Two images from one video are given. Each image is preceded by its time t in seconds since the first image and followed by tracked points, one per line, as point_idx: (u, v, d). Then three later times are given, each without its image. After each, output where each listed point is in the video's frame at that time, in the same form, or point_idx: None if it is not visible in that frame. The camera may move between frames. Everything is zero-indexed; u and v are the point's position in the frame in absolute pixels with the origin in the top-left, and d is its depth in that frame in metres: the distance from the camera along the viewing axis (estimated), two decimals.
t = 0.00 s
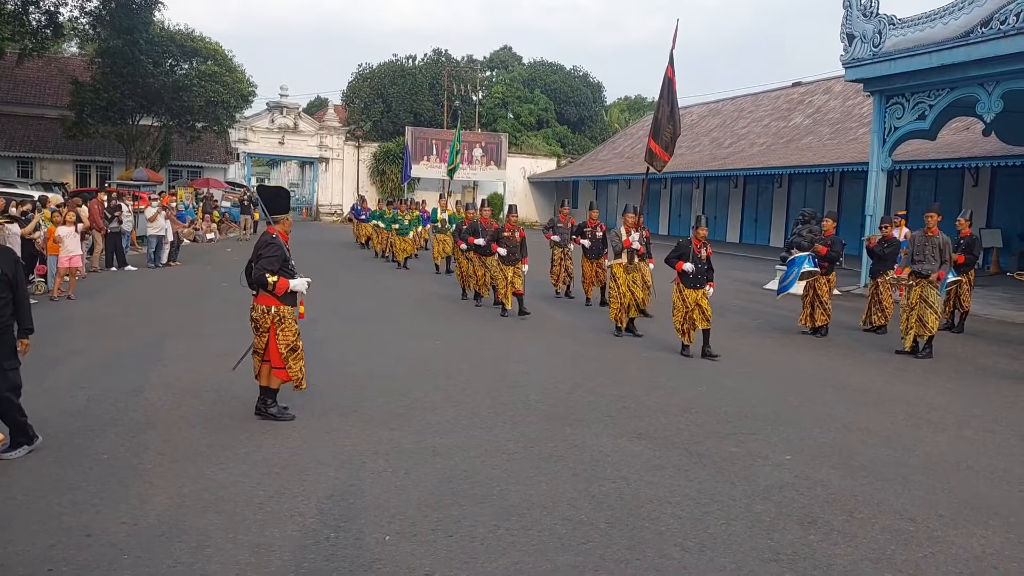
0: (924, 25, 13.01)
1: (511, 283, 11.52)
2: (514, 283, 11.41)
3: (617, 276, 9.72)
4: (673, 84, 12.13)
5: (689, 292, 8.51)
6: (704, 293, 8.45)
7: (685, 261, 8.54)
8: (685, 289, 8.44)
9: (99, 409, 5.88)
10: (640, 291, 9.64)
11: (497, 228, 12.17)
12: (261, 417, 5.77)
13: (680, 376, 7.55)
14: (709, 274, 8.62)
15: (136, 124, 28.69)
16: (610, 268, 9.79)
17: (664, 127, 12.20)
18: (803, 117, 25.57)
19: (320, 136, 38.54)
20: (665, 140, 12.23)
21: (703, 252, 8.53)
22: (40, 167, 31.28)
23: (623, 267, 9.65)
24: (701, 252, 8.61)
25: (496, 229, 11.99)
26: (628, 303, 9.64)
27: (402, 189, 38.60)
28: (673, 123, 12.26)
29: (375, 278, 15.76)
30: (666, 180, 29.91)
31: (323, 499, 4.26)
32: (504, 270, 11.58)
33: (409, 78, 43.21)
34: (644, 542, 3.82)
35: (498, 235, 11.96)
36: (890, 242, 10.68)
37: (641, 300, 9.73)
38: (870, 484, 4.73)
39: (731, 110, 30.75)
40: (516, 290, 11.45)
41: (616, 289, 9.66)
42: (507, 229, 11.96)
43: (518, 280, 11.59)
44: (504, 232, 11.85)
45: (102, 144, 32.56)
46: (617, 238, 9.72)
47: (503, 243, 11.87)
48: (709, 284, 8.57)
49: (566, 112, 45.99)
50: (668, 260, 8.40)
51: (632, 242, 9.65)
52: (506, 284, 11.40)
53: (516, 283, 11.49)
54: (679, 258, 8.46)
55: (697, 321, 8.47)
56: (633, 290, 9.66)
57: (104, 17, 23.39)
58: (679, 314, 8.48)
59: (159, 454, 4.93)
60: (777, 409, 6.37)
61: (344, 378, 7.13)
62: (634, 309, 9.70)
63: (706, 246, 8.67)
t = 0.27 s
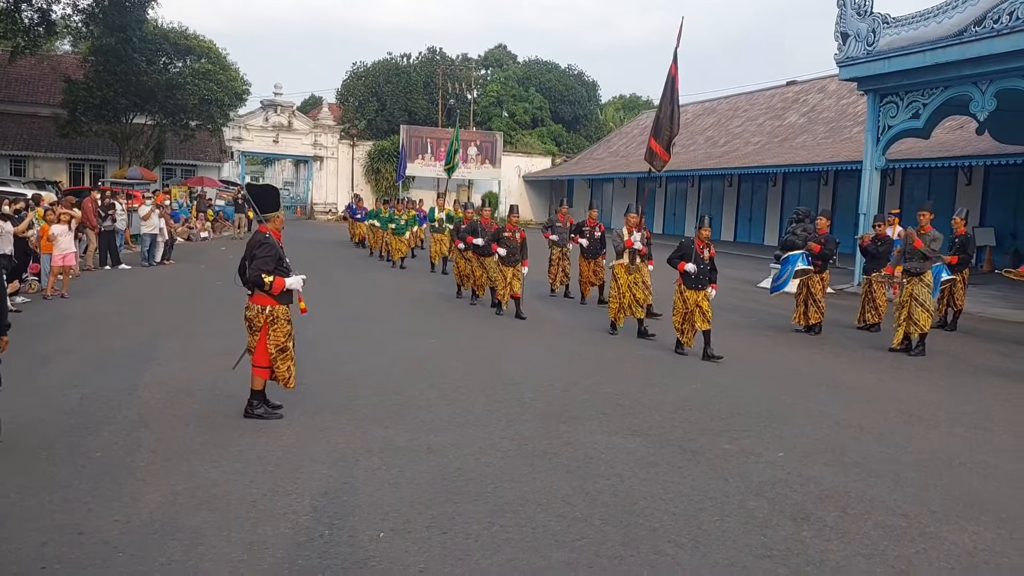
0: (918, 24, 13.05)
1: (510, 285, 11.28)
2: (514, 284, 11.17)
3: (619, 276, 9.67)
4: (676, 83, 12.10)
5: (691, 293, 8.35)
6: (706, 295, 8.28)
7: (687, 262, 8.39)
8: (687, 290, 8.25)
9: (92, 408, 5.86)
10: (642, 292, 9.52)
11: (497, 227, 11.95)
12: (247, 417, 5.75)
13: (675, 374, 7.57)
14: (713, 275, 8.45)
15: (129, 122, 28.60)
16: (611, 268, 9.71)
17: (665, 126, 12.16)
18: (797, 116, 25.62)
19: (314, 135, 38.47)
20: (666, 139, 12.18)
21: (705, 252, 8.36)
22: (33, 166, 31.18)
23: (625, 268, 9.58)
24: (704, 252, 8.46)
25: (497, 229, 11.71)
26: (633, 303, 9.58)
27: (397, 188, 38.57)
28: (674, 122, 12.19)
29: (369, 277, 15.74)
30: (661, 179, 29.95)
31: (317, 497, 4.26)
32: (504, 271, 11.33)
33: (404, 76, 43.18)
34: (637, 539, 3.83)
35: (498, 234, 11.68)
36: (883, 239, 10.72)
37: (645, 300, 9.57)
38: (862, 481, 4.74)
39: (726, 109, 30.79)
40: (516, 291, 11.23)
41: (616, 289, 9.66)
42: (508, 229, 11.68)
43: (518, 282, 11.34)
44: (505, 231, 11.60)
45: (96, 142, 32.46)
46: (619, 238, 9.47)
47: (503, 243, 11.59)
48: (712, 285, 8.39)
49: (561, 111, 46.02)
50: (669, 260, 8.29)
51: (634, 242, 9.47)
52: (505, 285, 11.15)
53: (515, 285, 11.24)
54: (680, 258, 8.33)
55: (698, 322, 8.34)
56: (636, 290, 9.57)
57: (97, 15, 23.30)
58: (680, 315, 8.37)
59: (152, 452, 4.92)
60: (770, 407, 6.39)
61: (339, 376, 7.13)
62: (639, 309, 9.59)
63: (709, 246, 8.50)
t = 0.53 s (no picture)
0: (909, 24, 13.10)
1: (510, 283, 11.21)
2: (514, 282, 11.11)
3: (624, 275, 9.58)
4: (677, 80, 12.13)
5: (696, 292, 8.33)
6: (710, 294, 8.28)
7: (691, 260, 8.37)
8: (692, 288, 8.26)
9: (82, 407, 5.84)
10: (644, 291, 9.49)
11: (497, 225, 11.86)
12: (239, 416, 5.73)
13: (667, 372, 7.58)
14: (717, 272, 8.37)
15: (121, 121, 28.46)
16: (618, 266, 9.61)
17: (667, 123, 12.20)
18: (789, 116, 25.68)
19: (307, 134, 38.37)
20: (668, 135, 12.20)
21: (710, 250, 8.33)
22: (23, 164, 31.03)
23: (630, 266, 9.50)
24: (708, 250, 8.41)
25: (497, 227, 11.62)
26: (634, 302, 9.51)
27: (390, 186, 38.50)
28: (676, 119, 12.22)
29: (362, 276, 15.72)
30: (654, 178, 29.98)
31: (309, 495, 4.25)
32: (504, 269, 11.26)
33: (396, 75, 43.12)
34: (629, 536, 3.83)
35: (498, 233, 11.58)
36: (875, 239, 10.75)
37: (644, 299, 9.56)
38: (853, 478, 4.76)
39: (719, 108, 30.84)
40: (515, 289, 11.17)
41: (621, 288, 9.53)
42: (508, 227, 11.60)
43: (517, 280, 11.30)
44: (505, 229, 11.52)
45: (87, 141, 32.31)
46: (624, 236, 9.41)
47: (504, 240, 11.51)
48: (716, 284, 8.37)
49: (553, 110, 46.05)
50: (674, 257, 8.25)
51: (638, 240, 9.42)
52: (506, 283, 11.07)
53: (515, 283, 11.19)
54: (683, 257, 8.32)
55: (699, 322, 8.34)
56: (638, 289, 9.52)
57: (88, 13, 23.19)
58: (683, 315, 8.31)
59: (143, 451, 4.90)
60: (762, 405, 6.41)
61: (331, 375, 7.12)
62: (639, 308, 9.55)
63: (714, 244, 8.46)
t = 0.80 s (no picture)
0: (900, 23, 13.13)
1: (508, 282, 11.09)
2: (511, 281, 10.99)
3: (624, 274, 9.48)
4: (678, 76, 12.14)
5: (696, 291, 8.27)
6: (710, 293, 8.21)
7: (690, 259, 8.30)
8: (693, 287, 8.20)
9: (72, 406, 5.80)
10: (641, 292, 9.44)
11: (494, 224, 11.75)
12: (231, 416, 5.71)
13: (659, 370, 7.59)
14: (717, 272, 8.32)
15: (111, 119, 28.30)
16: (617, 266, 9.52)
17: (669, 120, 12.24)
18: (781, 115, 25.75)
19: (298, 132, 38.26)
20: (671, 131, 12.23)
21: (709, 249, 8.27)
22: (13, 163, 30.86)
23: (629, 265, 9.41)
24: (708, 248, 8.32)
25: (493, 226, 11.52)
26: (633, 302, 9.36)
27: (382, 185, 38.42)
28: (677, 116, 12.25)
29: (354, 275, 15.68)
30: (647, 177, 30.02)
31: (300, 494, 4.24)
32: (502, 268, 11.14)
33: (388, 74, 43.04)
34: (621, 534, 3.83)
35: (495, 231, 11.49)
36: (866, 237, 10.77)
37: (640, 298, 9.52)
38: (845, 475, 4.77)
39: (710, 107, 30.89)
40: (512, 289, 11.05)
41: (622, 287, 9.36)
42: (504, 226, 11.51)
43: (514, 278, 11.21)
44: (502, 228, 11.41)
45: (77, 140, 32.14)
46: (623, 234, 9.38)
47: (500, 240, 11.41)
48: (715, 283, 8.32)
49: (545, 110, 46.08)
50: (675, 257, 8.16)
51: (636, 239, 9.38)
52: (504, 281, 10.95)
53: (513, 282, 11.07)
54: (682, 256, 8.25)
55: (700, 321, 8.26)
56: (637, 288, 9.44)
57: (78, 11, 23.06)
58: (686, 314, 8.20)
59: (134, 450, 4.88)
60: (754, 403, 6.42)
61: (323, 374, 7.09)
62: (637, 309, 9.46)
63: (714, 242, 8.39)
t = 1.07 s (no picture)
0: (889, 21, 13.17)
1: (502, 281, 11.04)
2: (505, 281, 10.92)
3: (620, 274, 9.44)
4: (677, 73, 12.13)
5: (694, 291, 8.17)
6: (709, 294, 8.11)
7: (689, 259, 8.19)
8: (690, 289, 8.09)
9: (60, 404, 5.77)
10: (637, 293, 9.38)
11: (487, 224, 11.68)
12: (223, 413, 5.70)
13: (649, 367, 7.61)
14: (715, 273, 8.25)
15: (100, 116, 28.14)
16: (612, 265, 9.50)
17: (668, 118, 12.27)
18: (771, 112, 25.82)
19: (288, 130, 38.13)
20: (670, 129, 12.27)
21: (709, 249, 8.18)
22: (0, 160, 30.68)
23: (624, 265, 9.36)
24: (708, 249, 8.23)
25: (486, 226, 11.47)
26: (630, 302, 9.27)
27: (372, 183, 38.34)
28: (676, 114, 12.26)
29: (344, 273, 15.65)
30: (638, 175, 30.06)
31: (290, 491, 4.23)
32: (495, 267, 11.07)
33: (379, 71, 42.95)
34: (612, 529, 3.84)
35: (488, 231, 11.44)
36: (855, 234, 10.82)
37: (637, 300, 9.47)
38: (834, 470, 4.80)
39: (701, 105, 30.94)
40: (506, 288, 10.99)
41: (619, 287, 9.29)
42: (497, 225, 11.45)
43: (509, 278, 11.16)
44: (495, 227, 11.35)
45: (65, 137, 31.94)
46: (618, 234, 9.39)
47: (493, 239, 11.38)
48: (714, 284, 8.22)
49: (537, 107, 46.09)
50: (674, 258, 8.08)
51: (633, 239, 9.33)
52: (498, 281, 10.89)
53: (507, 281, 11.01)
54: (681, 257, 8.15)
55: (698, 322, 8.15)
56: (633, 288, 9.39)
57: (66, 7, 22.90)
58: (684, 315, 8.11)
59: (123, 448, 4.86)
60: (743, 399, 6.44)
61: (313, 372, 7.08)
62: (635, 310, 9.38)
63: (713, 242, 8.30)
